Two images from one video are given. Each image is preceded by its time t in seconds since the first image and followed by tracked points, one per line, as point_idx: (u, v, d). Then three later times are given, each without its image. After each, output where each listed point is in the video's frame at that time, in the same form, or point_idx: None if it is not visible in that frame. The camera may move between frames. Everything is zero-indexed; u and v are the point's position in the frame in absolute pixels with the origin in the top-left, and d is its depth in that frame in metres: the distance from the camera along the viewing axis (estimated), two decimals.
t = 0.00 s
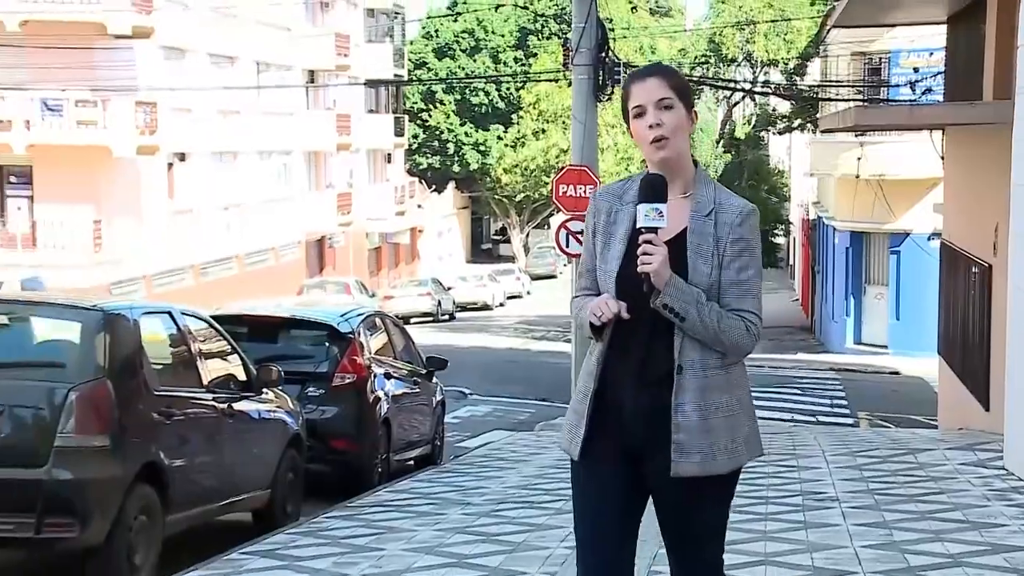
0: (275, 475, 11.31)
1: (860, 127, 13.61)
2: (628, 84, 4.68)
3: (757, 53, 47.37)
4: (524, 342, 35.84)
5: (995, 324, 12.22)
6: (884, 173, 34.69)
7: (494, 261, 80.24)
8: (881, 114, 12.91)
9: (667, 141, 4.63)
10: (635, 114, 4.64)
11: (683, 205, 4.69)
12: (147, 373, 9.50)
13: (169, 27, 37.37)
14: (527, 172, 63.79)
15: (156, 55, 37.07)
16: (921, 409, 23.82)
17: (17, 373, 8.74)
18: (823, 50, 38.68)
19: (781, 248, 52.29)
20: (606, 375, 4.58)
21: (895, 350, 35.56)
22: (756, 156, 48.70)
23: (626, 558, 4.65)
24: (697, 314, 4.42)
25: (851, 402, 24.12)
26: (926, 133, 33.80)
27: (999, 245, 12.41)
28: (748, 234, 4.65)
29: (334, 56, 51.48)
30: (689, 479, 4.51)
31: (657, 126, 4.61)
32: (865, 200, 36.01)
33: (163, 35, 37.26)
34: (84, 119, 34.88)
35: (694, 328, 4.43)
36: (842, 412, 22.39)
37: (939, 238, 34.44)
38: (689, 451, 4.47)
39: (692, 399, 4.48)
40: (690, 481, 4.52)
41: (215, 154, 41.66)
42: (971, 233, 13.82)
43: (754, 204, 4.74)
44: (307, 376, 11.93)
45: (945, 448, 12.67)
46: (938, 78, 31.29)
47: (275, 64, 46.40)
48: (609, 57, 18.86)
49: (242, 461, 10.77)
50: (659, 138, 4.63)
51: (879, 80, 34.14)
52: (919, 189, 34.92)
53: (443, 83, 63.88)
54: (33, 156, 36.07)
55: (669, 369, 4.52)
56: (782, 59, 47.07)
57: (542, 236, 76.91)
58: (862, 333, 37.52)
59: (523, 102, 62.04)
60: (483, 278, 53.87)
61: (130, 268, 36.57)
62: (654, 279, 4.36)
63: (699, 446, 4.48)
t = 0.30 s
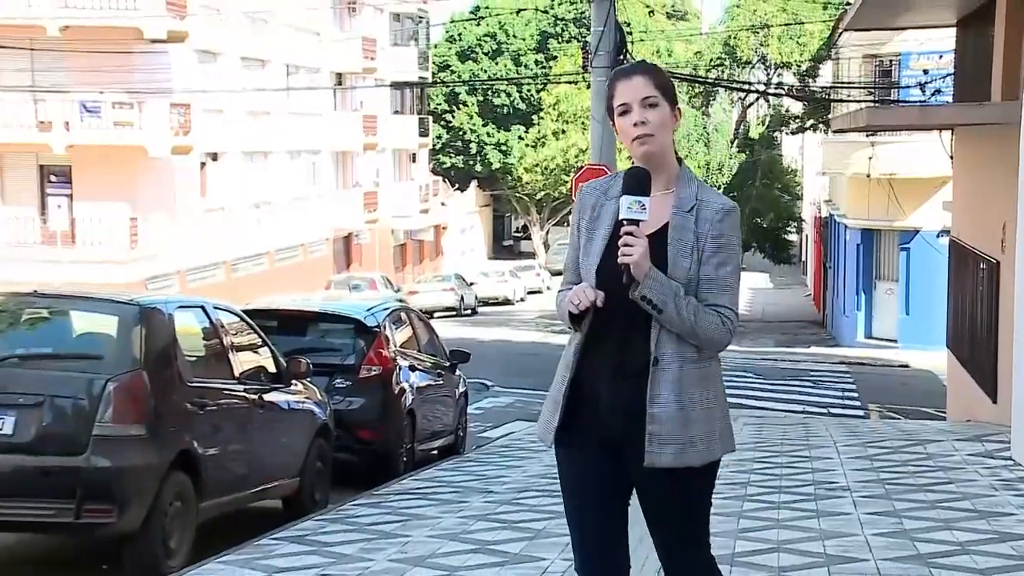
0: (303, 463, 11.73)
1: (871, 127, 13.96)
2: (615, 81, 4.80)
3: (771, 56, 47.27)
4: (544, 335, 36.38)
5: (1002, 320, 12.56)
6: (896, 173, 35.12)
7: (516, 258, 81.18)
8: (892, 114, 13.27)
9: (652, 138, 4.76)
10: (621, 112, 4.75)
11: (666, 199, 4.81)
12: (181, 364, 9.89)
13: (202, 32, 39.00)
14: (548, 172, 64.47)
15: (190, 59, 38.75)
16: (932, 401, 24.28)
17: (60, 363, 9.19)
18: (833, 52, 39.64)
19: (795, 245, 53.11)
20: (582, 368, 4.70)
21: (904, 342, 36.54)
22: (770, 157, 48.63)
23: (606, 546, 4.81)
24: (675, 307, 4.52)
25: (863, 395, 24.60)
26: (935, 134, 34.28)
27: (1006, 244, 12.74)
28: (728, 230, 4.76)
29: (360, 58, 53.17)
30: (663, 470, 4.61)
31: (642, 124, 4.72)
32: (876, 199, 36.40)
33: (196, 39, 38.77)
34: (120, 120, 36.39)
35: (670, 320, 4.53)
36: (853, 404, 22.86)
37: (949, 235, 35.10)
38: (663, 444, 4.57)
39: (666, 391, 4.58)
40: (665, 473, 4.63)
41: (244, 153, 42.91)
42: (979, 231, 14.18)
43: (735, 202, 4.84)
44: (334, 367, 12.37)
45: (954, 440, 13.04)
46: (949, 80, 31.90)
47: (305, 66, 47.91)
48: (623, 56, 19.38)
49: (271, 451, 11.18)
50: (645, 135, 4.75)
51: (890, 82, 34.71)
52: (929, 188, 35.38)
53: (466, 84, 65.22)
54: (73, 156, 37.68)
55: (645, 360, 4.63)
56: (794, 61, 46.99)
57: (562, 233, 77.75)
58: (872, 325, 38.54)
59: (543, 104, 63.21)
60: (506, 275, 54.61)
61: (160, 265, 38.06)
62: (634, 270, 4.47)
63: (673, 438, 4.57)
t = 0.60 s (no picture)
0: (331, 451, 12.25)
1: (879, 129, 14.46)
2: (599, 85, 4.83)
3: (780, 60, 49.09)
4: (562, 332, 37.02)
5: (1004, 315, 13.03)
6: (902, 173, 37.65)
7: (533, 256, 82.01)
8: (899, 118, 13.77)
9: (635, 141, 4.77)
10: (605, 113, 4.79)
11: (647, 199, 4.86)
12: (214, 357, 10.40)
13: (235, 39, 39.80)
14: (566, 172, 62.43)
15: (222, 64, 39.54)
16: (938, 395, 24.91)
17: (99, 356, 9.61)
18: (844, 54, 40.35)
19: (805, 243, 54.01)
20: (566, 363, 4.83)
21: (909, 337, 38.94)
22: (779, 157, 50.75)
23: (593, 536, 4.96)
24: (656, 303, 4.58)
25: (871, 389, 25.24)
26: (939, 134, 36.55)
27: (1008, 241, 13.21)
28: (708, 229, 4.82)
29: (384, 63, 54.33)
30: (645, 460, 4.68)
31: (626, 127, 4.75)
32: (883, 198, 39.03)
33: (229, 44, 39.54)
34: (156, 123, 37.79)
35: (650, 315, 4.60)
36: (860, 396, 23.52)
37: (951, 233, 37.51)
38: (643, 434, 4.64)
39: (646, 383, 4.66)
40: (645, 466, 4.69)
41: (273, 154, 44.13)
42: (983, 230, 14.65)
43: (714, 202, 4.89)
44: (359, 360, 12.92)
45: (958, 431, 13.57)
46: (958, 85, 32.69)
47: (332, 71, 49.03)
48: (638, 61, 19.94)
49: (299, 439, 11.66)
50: (629, 138, 4.77)
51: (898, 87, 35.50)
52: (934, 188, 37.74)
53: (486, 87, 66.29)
54: (112, 157, 39.29)
55: (625, 353, 4.72)
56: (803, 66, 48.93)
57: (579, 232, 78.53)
58: (878, 322, 41.22)
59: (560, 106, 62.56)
60: (524, 272, 55.26)
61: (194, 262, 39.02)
62: (616, 266, 4.53)
63: (653, 428, 4.64)
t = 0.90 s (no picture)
0: (358, 441, 12.74)
1: (887, 130, 14.94)
2: (594, 86, 5.09)
3: (792, 64, 50.06)
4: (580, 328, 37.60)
5: (1008, 309, 13.53)
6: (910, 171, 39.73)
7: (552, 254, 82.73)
8: (907, 120, 14.26)
9: (628, 138, 5.03)
10: (599, 112, 5.04)
11: (639, 197, 5.09)
12: (245, 349, 10.85)
13: (264, 44, 40.77)
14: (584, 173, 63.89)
15: (253, 68, 40.50)
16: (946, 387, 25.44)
17: (137, 348, 10.11)
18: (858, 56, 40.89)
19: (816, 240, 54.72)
20: (568, 358, 5.08)
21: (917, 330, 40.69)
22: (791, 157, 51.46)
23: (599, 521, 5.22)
24: (649, 299, 4.82)
25: (880, 381, 25.80)
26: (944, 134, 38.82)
27: (1013, 238, 13.70)
28: (698, 224, 5.04)
29: (410, 67, 54.98)
30: (645, 449, 4.91)
31: (619, 125, 5.01)
32: (892, 200, 41.22)
33: (259, 49, 40.57)
34: (191, 125, 38.72)
35: (645, 308, 4.82)
36: (868, 388, 24.06)
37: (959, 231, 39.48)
38: (643, 423, 4.88)
39: (648, 374, 4.89)
40: (647, 455, 4.92)
41: (303, 155, 44.96)
42: (990, 228, 15.14)
43: (704, 196, 5.11)
44: (385, 353, 13.40)
45: (965, 422, 14.03)
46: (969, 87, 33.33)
47: (358, 75, 49.60)
48: (654, 66, 20.45)
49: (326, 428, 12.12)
50: (621, 135, 5.02)
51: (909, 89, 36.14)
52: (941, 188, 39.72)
53: (507, 90, 66.92)
54: (148, 157, 40.19)
55: (623, 345, 4.96)
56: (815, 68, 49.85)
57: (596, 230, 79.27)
58: (887, 318, 43.03)
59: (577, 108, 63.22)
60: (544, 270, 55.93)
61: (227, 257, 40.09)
62: (609, 263, 4.79)
63: (654, 418, 4.88)
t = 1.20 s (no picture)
0: (382, 429, 13.23)
1: (895, 130, 15.34)
2: (598, 84, 5.22)
3: (800, 66, 50.30)
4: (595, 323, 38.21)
5: (1013, 306, 13.94)
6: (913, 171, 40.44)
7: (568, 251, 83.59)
8: (915, 119, 14.65)
9: (629, 134, 5.16)
10: (602, 106, 5.17)
11: (638, 192, 5.21)
12: (272, 340, 11.35)
13: (292, 49, 41.57)
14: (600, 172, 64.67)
15: (281, 71, 41.34)
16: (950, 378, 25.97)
17: (171, 340, 10.63)
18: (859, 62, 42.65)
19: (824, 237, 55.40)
20: (577, 355, 5.17)
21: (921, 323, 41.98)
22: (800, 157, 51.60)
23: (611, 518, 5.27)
24: (654, 293, 4.91)
25: (886, 373, 26.31)
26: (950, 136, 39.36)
27: (1017, 236, 14.13)
28: (697, 217, 5.15)
29: (431, 69, 55.66)
30: (658, 438, 4.98)
31: (622, 119, 5.13)
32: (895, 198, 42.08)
33: (287, 53, 41.34)
34: (221, 126, 39.68)
35: (651, 302, 4.91)
36: (874, 379, 24.58)
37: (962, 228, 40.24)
38: (657, 413, 4.96)
39: (659, 365, 4.99)
40: (660, 444, 4.99)
41: (328, 155, 45.65)
42: (994, 225, 15.55)
43: (701, 188, 5.21)
44: (408, 345, 13.92)
45: (969, 413, 14.47)
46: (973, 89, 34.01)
47: (381, 77, 50.18)
48: (668, 67, 20.97)
49: (351, 415, 12.61)
50: (623, 131, 5.15)
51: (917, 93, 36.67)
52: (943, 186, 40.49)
53: (524, 91, 67.55)
54: (180, 157, 41.09)
55: (632, 339, 5.06)
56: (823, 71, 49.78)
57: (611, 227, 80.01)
58: (892, 311, 44.34)
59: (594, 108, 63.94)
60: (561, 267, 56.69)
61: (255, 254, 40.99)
62: (613, 262, 4.87)
63: (666, 407, 4.96)
